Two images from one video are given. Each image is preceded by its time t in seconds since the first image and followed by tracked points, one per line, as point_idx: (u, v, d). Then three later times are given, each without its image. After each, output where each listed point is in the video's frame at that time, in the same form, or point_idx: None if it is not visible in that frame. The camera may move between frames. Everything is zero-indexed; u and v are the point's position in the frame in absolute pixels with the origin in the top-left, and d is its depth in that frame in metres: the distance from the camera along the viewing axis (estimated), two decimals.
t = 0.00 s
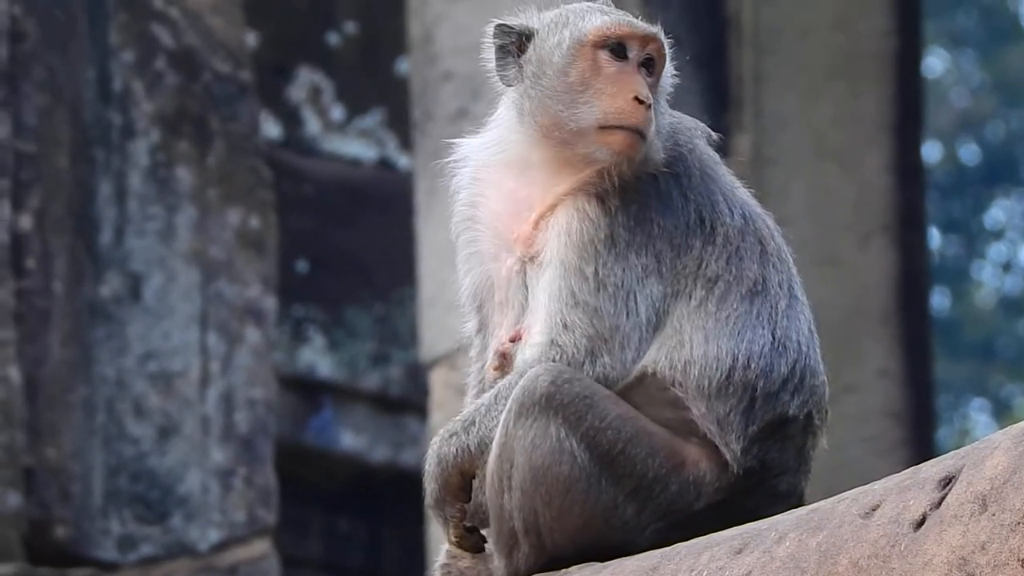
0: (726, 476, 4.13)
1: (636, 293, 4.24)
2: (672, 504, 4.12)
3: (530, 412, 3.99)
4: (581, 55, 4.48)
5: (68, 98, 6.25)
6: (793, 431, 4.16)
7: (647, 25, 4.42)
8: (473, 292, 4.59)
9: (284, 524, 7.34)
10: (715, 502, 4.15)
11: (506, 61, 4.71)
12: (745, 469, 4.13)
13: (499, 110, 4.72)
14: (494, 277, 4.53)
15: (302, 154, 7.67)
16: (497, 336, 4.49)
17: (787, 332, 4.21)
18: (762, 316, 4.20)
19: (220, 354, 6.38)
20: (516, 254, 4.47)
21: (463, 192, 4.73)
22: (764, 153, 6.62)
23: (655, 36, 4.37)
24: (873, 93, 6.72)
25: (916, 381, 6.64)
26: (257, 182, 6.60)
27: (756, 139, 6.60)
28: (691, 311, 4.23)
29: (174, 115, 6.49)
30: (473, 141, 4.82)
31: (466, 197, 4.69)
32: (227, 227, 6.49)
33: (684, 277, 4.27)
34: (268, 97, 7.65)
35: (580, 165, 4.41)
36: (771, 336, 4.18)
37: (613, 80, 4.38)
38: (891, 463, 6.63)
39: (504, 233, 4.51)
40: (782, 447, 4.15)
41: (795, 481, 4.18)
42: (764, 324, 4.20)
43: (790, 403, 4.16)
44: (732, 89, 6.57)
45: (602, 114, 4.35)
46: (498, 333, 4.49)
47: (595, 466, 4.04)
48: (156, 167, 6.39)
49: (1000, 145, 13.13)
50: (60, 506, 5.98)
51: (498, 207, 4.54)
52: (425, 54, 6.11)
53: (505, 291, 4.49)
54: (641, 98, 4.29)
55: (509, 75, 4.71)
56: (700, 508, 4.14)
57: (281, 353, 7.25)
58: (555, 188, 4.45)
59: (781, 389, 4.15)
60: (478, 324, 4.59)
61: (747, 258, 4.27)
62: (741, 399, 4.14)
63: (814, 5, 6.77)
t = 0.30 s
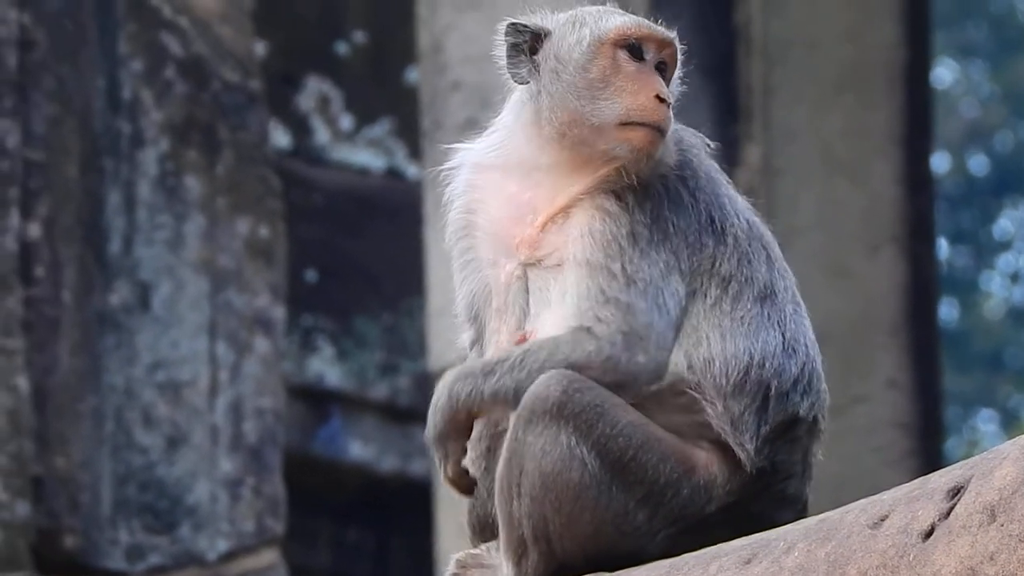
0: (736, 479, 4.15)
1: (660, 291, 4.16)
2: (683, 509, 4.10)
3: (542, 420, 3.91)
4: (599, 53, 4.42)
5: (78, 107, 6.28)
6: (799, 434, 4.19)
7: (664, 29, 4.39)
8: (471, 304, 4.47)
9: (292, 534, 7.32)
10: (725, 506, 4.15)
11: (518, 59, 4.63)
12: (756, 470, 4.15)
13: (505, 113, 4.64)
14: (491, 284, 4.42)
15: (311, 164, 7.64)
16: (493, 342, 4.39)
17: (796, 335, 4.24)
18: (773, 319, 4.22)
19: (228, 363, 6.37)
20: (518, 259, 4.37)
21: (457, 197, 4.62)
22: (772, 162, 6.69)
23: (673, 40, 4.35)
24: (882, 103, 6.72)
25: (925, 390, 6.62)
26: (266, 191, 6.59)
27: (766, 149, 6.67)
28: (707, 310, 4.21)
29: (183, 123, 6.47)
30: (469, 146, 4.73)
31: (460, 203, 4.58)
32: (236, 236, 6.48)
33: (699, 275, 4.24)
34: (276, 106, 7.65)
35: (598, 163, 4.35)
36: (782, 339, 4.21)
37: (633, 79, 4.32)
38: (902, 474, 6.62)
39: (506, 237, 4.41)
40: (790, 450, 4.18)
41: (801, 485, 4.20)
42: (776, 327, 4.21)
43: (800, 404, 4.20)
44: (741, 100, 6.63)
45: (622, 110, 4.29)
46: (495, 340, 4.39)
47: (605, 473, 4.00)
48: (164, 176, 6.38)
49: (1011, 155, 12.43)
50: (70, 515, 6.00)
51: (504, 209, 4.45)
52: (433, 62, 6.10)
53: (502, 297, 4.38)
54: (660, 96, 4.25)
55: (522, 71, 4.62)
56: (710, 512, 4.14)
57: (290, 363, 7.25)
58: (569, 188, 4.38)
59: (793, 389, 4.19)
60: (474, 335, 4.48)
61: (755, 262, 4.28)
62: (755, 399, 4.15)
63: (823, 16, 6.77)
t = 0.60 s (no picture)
0: (747, 484, 4.15)
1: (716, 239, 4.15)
2: (696, 519, 4.07)
3: (553, 432, 3.92)
4: (608, 45, 4.54)
5: (86, 121, 6.21)
6: (806, 438, 4.24)
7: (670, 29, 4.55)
8: (468, 312, 4.50)
9: (301, 548, 7.35)
10: (736, 512, 4.15)
11: (526, 51, 4.75)
12: (767, 472, 4.17)
13: (509, 112, 4.72)
14: (489, 283, 4.43)
15: (317, 178, 7.66)
16: (490, 345, 4.36)
17: (805, 342, 4.30)
18: (788, 319, 4.26)
19: (237, 377, 6.40)
20: (520, 256, 4.39)
21: (455, 207, 4.63)
22: (781, 176, 6.61)
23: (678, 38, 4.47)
24: (891, 116, 6.72)
25: (933, 405, 6.66)
26: (274, 205, 6.61)
27: (774, 165, 6.60)
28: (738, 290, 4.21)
29: (192, 138, 6.50)
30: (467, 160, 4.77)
31: (459, 210, 4.60)
32: (244, 251, 6.50)
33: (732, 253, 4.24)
34: (284, 119, 7.67)
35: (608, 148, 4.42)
36: (796, 343, 4.26)
37: (641, 68, 4.44)
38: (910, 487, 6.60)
39: (510, 235, 4.44)
40: (799, 453, 4.22)
41: (805, 494, 4.24)
42: (790, 329, 4.26)
43: (811, 407, 4.27)
44: (749, 117, 6.60)
45: (632, 96, 4.40)
46: (492, 338, 4.34)
47: (618, 485, 3.98)
48: (173, 190, 6.43)
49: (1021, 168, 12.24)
50: (78, 528, 5.90)
51: (511, 205, 4.48)
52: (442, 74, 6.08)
53: (499, 298, 4.35)
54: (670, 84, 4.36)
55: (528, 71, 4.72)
56: (721, 519, 4.13)
57: (298, 376, 7.30)
58: (578, 175, 4.43)
59: (805, 392, 4.26)
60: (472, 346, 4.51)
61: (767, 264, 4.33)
62: (770, 396, 4.18)
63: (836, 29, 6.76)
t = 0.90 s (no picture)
0: (756, 495, 4.15)
1: (744, 234, 4.34)
2: (704, 531, 4.10)
3: (561, 445, 3.98)
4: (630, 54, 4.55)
5: (91, 134, 6.25)
6: (813, 450, 4.24)
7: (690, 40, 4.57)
8: (474, 319, 4.49)
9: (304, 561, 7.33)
10: (743, 524, 4.15)
11: (546, 59, 4.75)
12: (775, 483, 4.16)
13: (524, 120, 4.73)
14: (501, 288, 4.41)
15: (323, 191, 7.69)
16: (498, 350, 4.35)
17: (815, 355, 4.29)
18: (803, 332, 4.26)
19: (242, 391, 6.38)
20: (535, 261, 4.41)
21: (464, 212, 4.61)
22: (786, 190, 6.67)
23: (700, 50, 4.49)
24: (894, 130, 6.72)
25: (939, 419, 6.66)
26: (279, 218, 6.62)
27: (779, 178, 6.65)
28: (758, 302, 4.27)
29: (197, 151, 6.51)
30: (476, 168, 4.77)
31: (469, 215, 4.58)
32: (249, 263, 6.50)
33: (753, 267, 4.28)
34: (289, 131, 7.69)
35: (632, 153, 4.46)
36: (808, 356, 4.26)
37: (664, 77, 4.46)
38: (915, 501, 6.63)
39: (523, 238, 4.45)
40: (808, 465, 4.23)
41: (811, 507, 4.24)
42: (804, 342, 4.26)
43: (818, 420, 4.28)
44: (754, 128, 6.62)
45: (656, 104, 4.42)
46: (501, 341, 4.34)
47: (626, 498, 4.03)
48: (178, 204, 6.44)
49: None
50: (82, 541, 5.97)
51: (525, 209, 4.49)
52: (448, 88, 6.07)
53: (510, 303, 4.36)
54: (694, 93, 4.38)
55: (547, 77, 4.71)
56: (729, 531, 4.14)
57: (303, 389, 7.30)
58: (597, 178, 4.48)
59: (815, 404, 4.26)
60: (477, 353, 4.51)
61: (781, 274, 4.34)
62: (781, 405, 4.15)
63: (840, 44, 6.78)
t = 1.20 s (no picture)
0: (763, 507, 4.26)
1: (754, 251, 4.40)
2: (712, 541, 4.21)
3: (569, 457, 4.09)
4: (648, 68, 4.60)
5: (99, 145, 6.23)
6: (820, 460, 4.38)
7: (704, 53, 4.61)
8: (482, 328, 4.55)
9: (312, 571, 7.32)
10: (751, 534, 4.27)
11: (560, 71, 4.76)
12: (783, 496, 4.28)
13: (535, 128, 4.79)
14: (510, 303, 4.49)
15: (332, 201, 7.68)
16: (507, 362, 4.44)
17: (822, 367, 4.42)
18: (810, 348, 4.37)
19: (249, 401, 6.43)
20: (546, 276, 4.48)
21: (473, 220, 4.68)
22: (793, 201, 6.53)
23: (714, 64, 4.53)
24: (902, 141, 6.73)
25: (945, 430, 6.72)
26: (286, 229, 6.63)
27: (789, 190, 6.50)
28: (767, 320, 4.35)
29: (205, 162, 6.52)
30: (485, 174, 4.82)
31: (479, 224, 4.65)
32: (256, 274, 6.54)
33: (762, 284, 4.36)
34: (295, 142, 7.69)
35: (646, 170, 4.52)
36: (816, 371, 4.37)
37: (678, 93, 4.52)
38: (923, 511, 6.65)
39: (534, 252, 4.52)
40: (815, 478, 4.36)
41: (819, 518, 4.37)
42: (811, 357, 4.37)
43: (825, 430, 4.40)
44: (761, 138, 6.40)
45: (671, 121, 4.47)
46: (512, 354, 4.43)
47: (634, 509, 4.14)
48: (186, 215, 6.44)
49: None
50: (91, 552, 5.92)
51: (536, 221, 4.56)
52: (455, 99, 6.06)
53: (521, 316, 4.45)
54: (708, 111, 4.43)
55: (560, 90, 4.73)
56: (736, 542, 4.25)
57: (310, 400, 7.30)
58: (609, 194, 4.54)
59: (824, 417, 4.40)
60: (484, 362, 4.56)
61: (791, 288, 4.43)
62: (788, 421, 4.29)
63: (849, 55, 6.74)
